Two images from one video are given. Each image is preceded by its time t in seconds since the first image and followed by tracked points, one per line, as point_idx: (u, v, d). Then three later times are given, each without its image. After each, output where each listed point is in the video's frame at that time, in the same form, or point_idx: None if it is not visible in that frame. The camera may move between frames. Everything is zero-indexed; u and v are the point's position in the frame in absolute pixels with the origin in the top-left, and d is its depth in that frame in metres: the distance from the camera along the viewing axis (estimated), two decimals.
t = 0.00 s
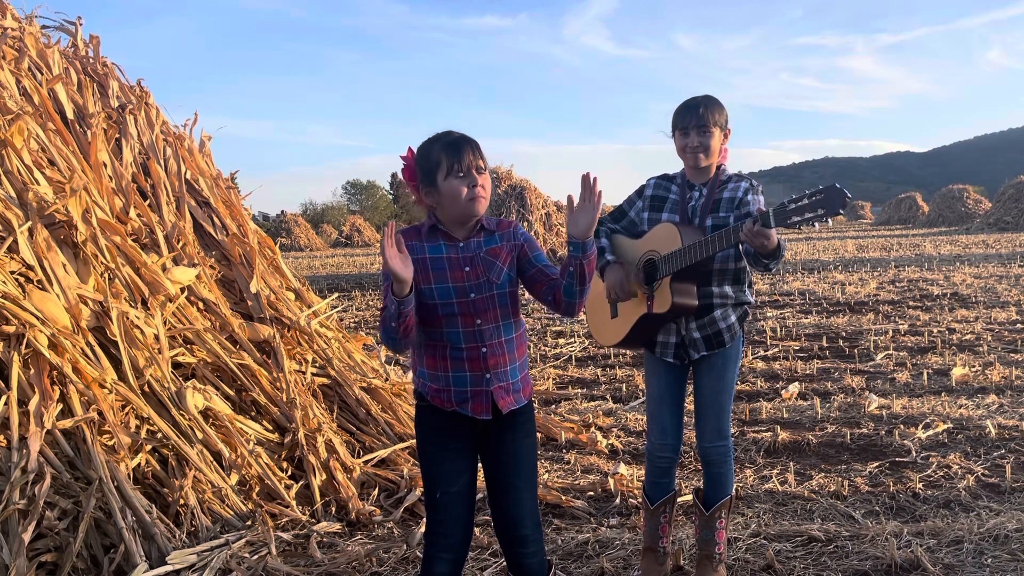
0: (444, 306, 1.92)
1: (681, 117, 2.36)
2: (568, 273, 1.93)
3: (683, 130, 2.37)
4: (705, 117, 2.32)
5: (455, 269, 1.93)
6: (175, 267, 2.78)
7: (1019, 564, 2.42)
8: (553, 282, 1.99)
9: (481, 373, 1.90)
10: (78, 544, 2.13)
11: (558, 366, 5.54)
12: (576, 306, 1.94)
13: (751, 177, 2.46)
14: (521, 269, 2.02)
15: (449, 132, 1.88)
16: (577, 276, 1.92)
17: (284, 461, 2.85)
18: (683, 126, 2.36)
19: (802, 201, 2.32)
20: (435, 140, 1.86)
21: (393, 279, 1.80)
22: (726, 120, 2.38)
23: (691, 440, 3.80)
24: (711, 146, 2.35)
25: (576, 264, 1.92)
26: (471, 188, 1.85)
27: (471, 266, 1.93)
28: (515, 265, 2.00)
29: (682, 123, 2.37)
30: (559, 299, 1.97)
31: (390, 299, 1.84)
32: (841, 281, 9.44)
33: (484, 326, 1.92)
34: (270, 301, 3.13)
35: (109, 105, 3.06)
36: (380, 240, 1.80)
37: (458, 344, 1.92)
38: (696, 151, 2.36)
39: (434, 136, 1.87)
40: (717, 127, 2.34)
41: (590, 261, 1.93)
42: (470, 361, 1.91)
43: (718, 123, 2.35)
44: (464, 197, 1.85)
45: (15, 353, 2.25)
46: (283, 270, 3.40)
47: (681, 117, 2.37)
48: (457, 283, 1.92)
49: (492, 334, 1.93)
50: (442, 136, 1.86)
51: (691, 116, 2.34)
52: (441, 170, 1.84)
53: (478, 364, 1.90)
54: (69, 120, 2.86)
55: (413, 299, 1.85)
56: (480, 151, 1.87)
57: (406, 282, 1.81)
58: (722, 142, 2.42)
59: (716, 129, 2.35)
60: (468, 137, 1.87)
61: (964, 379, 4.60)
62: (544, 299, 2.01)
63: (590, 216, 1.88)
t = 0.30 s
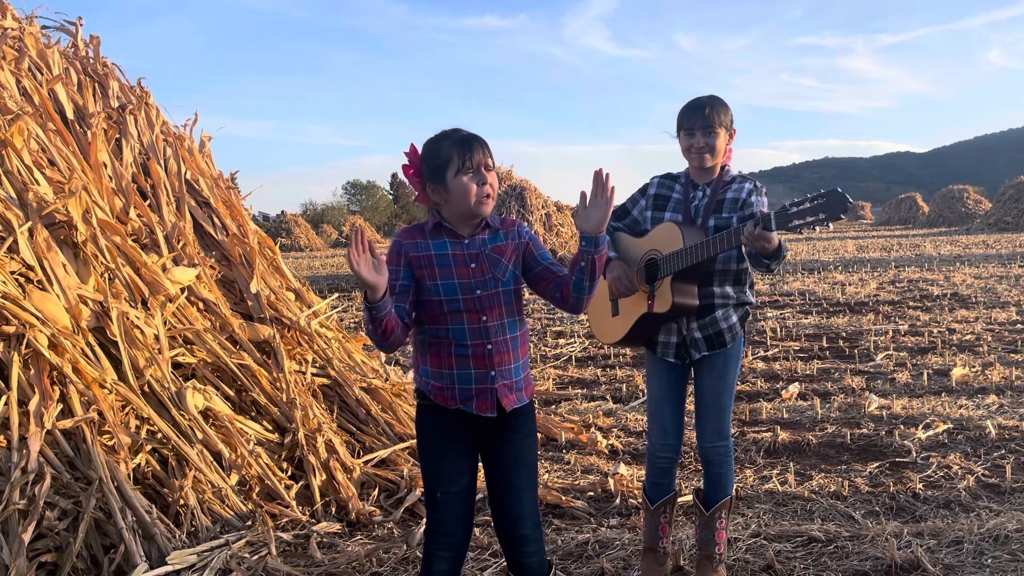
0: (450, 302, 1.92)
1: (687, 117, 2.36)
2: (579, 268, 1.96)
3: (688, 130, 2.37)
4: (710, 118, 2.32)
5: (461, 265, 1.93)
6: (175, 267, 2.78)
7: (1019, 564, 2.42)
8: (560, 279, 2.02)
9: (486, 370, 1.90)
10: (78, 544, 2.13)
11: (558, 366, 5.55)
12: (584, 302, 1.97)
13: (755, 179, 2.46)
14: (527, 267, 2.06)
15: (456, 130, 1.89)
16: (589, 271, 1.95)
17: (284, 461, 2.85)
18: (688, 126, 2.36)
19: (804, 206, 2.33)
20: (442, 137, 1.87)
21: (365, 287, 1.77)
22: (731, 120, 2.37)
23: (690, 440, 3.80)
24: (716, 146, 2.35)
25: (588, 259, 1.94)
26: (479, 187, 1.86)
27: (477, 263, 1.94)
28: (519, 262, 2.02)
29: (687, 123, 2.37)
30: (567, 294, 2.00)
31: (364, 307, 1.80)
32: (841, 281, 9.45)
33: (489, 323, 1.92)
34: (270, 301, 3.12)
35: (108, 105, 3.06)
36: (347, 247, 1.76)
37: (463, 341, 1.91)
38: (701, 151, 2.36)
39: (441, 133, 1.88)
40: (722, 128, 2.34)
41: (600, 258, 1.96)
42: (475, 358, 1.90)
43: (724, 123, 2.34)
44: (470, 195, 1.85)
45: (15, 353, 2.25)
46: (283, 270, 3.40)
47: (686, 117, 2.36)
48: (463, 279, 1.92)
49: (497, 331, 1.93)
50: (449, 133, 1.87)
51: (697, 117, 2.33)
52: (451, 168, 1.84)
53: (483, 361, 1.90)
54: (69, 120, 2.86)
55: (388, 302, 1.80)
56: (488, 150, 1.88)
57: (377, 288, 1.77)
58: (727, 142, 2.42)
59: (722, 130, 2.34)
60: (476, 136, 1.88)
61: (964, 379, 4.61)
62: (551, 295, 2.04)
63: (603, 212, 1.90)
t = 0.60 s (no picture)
0: (453, 302, 1.91)
1: (695, 119, 2.36)
2: (585, 268, 1.97)
3: (696, 132, 2.37)
4: (718, 121, 2.32)
5: (463, 265, 1.92)
6: (175, 267, 2.78)
7: (1019, 564, 2.42)
8: (563, 279, 2.03)
9: (489, 370, 1.90)
10: (78, 544, 2.13)
11: (558, 365, 5.55)
12: (588, 302, 1.98)
13: (762, 184, 2.47)
14: (529, 267, 2.06)
15: (461, 130, 1.89)
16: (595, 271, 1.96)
17: (284, 461, 2.85)
18: (697, 128, 2.36)
19: (806, 205, 2.33)
20: (447, 137, 1.86)
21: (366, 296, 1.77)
22: (740, 123, 2.37)
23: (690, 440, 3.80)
24: (725, 149, 2.35)
25: (595, 259, 1.95)
26: (484, 189, 1.85)
27: (480, 263, 1.94)
28: (522, 262, 2.02)
29: (696, 125, 2.36)
30: (571, 294, 2.00)
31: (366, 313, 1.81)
32: (841, 281, 9.45)
33: (492, 322, 1.92)
34: (271, 301, 3.12)
35: (108, 105, 3.06)
36: (346, 257, 1.75)
37: (466, 340, 1.91)
38: (709, 154, 2.37)
39: (446, 134, 1.87)
40: (730, 131, 2.34)
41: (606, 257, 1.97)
42: (478, 358, 1.90)
43: (732, 126, 2.34)
44: (474, 196, 1.85)
45: (15, 353, 2.25)
46: (283, 270, 3.40)
47: (695, 120, 2.36)
48: (466, 279, 1.92)
49: (500, 331, 1.93)
50: (454, 134, 1.87)
51: (706, 119, 2.33)
52: (456, 169, 1.83)
53: (486, 361, 1.90)
54: (69, 120, 2.86)
55: (389, 307, 1.81)
56: (492, 152, 1.87)
57: (378, 294, 1.77)
58: (735, 145, 2.41)
59: (730, 133, 2.34)
60: (481, 136, 1.87)
61: (964, 379, 4.61)
62: (554, 296, 2.04)
63: (610, 211, 1.90)
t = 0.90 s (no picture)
0: (454, 302, 1.91)
1: (697, 118, 2.36)
2: (585, 269, 1.97)
3: (698, 131, 2.37)
4: (720, 120, 2.32)
5: (465, 266, 1.92)
6: (175, 267, 2.78)
7: (1019, 564, 2.42)
8: (564, 280, 2.03)
9: (490, 370, 1.90)
10: (78, 544, 2.13)
11: (558, 365, 5.55)
12: (588, 304, 1.98)
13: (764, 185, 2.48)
14: (529, 269, 2.06)
15: (466, 131, 1.88)
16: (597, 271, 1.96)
17: (284, 461, 2.85)
18: (699, 127, 2.36)
19: (802, 195, 2.32)
20: (452, 139, 1.86)
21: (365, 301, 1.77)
22: (742, 123, 2.37)
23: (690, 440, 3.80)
24: (727, 148, 2.35)
25: (597, 259, 1.95)
26: (488, 192, 1.86)
27: (482, 263, 1.94)
28: (524, 263, 2.02)
29: (698, 125, 2.37)
30: (571, 296, 2.00)
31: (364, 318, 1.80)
32: (840, 281, 9.45)
33: (494, 323, 1.92)
34: (271, 301, 3.12)
35: (108, 105, 3.06)
36: (344, 261, 1.75)
37: (467, 341, 1.91)
38: (711, 153, 2.37)
39: (450, 135, 1.87)
40: (733, 130, 2.34)
41: (608, 258, 1.97)
42: (479, 359, 1.90)
43: (735, 127, 2.34)
44: (478, 199, 1.85)
45: (15, 353, 2.25)
46: (283, 270, 3.39)
47: (698, 119, 2.36)
48: (467, 280, 1.92)
49: (501, 332, 1.93)
50: (459, 135, 1.86)
51: (708, 118, 2.33)
52: (460, 171, 1.83)
53: (487, 361, 1.90)
54: (69, 120, 2.86)
55: (388, 310, 1.81)
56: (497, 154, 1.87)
57: (377, 299, 1.77)
58: (737, 145, 2.42)
59: (732, 132, 2.34)
60: (485, 138, 1.87)
61: (964, 379, 4.61)
62: (554, 297, 2.04)
63: (613, 213, 1.91)
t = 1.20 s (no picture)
0: (456, 301, 1.91)
1: (687, 119, 2.36)
2: (584, 269, 1.97)
3: (688, 133, 2.37)
4: (708, 120, 2.32)
5: (468, 265, 1.92)
6: (175, 267, 2.78)
7: (1019, 564, 2.42)
8: (563, 281, 2.03)
9: (491, 370, 1.90)
10: (78, 544, 2.13)
11: (558, 365, 5.55)
12: (586, 304, 1.98)
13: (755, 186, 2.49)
14: (529, 269, 2.05)
15: (471, 132, 1.89)
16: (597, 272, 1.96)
17: (284, 461, 2.85)
18: (688, 128, 2.36)
19: (799, 194, 2.32)
20: (459, 140, 1.86)
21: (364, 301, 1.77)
22: (732, 123, 2.37)
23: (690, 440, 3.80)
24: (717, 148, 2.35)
25: (598, 261, 1.96)
26: (498, 194, 1.87)
27: (484, 263, 1.94)
28: (525, 263, 2.02)
29: (687, 126, 2.37)
30: (570, 296, 2.00)
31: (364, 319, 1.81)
32: (840, 281, 9.45)
33: (495, 322, 1.92)
34: (271, 301, 3.12)
35: (108, 105, 3.06)
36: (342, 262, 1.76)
37: (469, 340, 1.90)
38: (702, 154, 2.37)
39: (456, 136, 1.87)
40: (722, 130, 2.34)
41: (606, 259, 1.97)
42: (480, 358, 1.90)
43: (725, 126, 2.34)
44: (489, 201, 1.86)
45: (15, 353, 2.25)
46: (283, 270, 3.39)
47: (687, 120, 2.37)
48: (469, 279, 1.92)
49: (503, 331, 1.93)
50: (466, 137, 1.87)
51: (696, 119, 2.33)
52: (472, 173, 1.83)
53: (488, 361, 1.90)
54: (69, 120, 2.86)
55: (387, 310, 1.81)
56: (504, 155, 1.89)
57: (375, 300, 1.77)
58: (728, 145, 2.42)
59: (722, 131, 2.34)
60: (492, 140, 1.88)
61: (964, 379, 4.61)
62: (554, 298, 2.04)
63: (612, 214, 1.92)
